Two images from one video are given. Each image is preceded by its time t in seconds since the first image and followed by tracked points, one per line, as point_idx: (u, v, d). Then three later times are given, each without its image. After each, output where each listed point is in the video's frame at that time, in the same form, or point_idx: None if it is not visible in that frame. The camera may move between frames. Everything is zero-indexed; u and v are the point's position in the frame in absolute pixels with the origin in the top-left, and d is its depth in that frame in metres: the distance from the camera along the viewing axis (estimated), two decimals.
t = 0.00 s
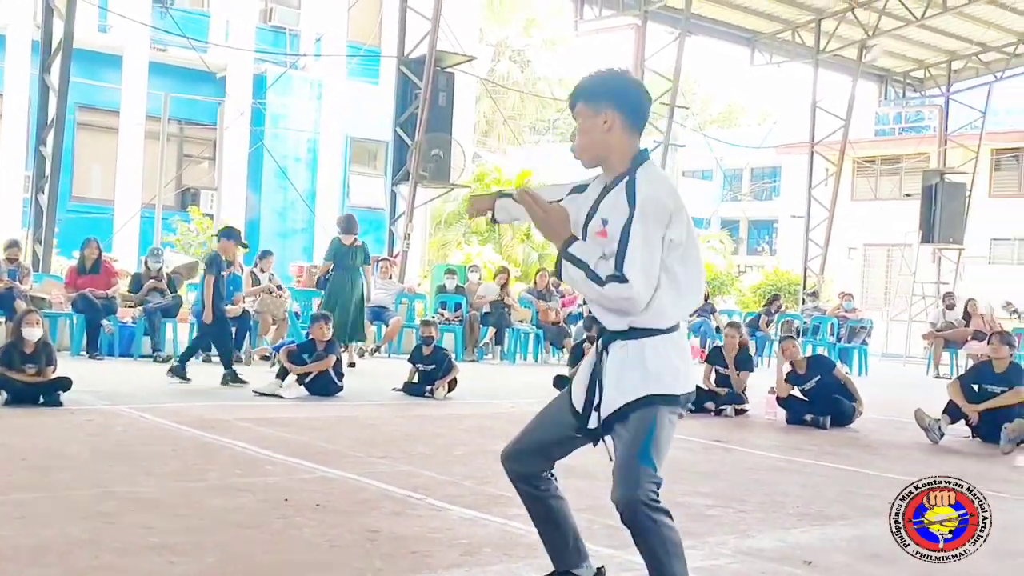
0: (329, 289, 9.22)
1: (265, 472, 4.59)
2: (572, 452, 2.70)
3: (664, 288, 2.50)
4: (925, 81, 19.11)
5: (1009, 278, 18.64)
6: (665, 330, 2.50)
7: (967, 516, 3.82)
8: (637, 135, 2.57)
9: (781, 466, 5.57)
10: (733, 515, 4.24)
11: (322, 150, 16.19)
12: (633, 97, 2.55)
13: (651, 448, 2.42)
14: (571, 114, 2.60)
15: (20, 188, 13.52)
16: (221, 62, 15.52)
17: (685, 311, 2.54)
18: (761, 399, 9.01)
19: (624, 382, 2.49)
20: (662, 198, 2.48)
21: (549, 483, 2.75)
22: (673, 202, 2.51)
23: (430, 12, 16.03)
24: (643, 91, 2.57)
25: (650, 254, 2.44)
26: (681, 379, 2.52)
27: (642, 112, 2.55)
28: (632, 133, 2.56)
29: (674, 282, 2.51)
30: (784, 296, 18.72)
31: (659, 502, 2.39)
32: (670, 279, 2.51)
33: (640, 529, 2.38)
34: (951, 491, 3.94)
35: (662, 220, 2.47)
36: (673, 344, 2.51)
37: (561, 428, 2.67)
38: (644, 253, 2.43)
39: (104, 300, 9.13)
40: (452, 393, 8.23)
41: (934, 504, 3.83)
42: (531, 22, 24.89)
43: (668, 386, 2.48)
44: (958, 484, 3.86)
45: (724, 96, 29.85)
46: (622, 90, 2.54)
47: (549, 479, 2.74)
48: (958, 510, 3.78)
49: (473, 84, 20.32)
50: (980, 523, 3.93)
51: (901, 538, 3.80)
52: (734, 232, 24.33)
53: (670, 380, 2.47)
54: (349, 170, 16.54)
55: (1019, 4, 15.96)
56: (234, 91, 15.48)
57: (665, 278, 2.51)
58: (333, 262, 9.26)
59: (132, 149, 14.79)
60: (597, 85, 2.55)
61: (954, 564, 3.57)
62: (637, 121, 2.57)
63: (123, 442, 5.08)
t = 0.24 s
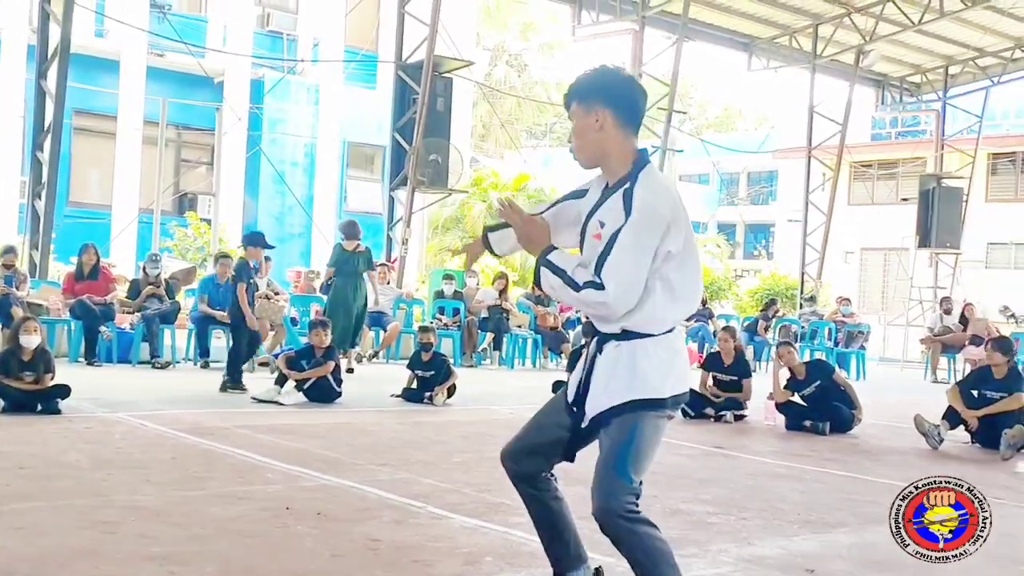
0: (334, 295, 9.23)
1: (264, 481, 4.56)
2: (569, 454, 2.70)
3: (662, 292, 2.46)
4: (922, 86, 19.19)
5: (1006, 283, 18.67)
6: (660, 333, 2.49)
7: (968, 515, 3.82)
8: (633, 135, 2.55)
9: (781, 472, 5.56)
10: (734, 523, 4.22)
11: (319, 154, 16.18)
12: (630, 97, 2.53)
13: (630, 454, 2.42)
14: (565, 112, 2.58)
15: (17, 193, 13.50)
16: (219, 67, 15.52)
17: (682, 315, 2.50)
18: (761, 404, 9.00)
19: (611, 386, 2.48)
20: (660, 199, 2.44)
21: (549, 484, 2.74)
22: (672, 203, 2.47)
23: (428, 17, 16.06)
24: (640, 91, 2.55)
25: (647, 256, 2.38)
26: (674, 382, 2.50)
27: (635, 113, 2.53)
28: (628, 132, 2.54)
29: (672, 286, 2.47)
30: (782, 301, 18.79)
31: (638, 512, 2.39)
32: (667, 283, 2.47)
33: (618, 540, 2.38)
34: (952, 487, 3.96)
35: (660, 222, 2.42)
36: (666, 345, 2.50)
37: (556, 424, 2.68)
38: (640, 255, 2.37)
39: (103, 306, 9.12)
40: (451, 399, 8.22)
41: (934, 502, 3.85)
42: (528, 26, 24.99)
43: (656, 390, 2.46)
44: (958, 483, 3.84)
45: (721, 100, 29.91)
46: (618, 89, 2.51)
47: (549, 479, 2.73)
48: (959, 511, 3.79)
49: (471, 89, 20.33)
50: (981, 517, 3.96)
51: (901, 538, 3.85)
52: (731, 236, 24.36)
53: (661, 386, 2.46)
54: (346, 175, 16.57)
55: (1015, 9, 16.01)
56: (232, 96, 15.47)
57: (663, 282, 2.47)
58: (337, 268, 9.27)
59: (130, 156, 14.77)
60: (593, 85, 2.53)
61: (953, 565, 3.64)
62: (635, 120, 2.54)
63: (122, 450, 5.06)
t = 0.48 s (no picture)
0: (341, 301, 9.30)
1: (278, 490, 4.57)
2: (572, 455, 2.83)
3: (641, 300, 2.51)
4: (926, 91, 19.28)
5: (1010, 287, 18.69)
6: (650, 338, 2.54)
7: (967, 516, 4.05)
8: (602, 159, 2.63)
9: (791, 480, 5.57)
10: (748, 532, 4.22)
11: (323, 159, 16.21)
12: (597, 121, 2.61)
13: (624, 465, 2.43)
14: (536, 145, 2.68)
15: (23, 198, 13.51)
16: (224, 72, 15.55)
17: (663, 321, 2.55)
18: (768, 411, 9.01)
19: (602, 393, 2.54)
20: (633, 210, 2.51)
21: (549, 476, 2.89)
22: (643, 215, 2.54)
23: (433, 22, 16.12)
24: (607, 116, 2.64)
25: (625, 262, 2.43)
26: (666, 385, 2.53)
27: (602, 138, 2.61)
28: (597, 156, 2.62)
29: (651, 294, 2.52)
30: (786, 305, 18.82)
31: (642, 525, 2.39)
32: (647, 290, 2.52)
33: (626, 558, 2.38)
34: (951, 491, 4.23)
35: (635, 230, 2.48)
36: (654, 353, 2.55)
37: (567, 427, 2.80)
38: (620, 261, 2.42)
39: (110, 312, 9.17)
40: (458, 406, 8.22)
41: (934, 504, 4.10)
42: (530, 30, 25.03)
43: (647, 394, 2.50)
44: (956, 486, 4.14)
45: (723, 104, 29.96)
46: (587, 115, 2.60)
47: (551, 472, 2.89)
48: (958, 511, 4.00)
49: (475, 93, 20.37)
50: (980, 522, 4.16)
51: (902, 538, 4.04)
52: (734, 241, 24.38)
53: (645, 392, 2.49)
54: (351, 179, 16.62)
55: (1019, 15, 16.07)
56: (238, 102, 15.39)
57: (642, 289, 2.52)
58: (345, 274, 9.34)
59: (134, 164, 14.69)
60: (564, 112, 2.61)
61: (953, 564, 3.79)
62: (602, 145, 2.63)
63: (134, 459, 5.06)
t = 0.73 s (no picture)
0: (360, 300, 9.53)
1: (304, 491, 4.61)
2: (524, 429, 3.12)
3: (542, 275, 3.01)
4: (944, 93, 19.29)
5: None
6: (575, 309, 3.00)
7: (967, 516, 4.13)
8: (567, 161, 3.09)
9: (812, 482, 5.58)
10: (771, 534, 4.23)
11: (340, 162, 16.28)
12: (566, 129, 3.09)
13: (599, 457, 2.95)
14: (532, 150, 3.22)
15: (44, 202, 13.62)
16: (242, 76, 15.63)
17: (563, 300, 3.01)
18: (786, 413, 9.02)
19: (545, 349, 2.98)
20: (547, 199, 2.98)
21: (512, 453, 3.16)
22: (562, 207, 2.99)
23: (450, 26, 16.19)
24: (578, 129, 3.09)
25: (517, 237, 2.94)
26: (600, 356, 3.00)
27: (572, 146, 3.09)
28: (561, 158, 3.09)
29: (553, 273, 3.00)
30: (802, 307, 18.78)
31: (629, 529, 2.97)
32: (548, 270, 3.01)
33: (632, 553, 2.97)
34: (951, 492, 4.30)
35: (542, 217, 2.97)
36: (594, 324, 3.02)
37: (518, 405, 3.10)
38: (511, 236, 2.94)
39: (132, 315, 9.26)
40: (479, 408, 8.27)
41: (933, 505, 4.20)
42: (545, 32, 25.08)
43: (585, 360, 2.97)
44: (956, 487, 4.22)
45: (738, 105, 29.94)
46: (556, 121, 3.09)
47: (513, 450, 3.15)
48: (958, 511, 4.11)
49: (491, 96, 20.43)
50: (981, 523, 4.22)
51: (902, 538, 4.12)
52: (749, 243, 24.37)
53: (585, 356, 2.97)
54: (368, 182, 16.68)
55: None
56: (255, 105, 15.62)
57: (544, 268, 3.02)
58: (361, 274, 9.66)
59: (154, 165, 14.90)
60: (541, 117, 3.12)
61: (953, 563, 3.85)
62: (571, 150, 3.09)
63: (161, 460, 5.12)
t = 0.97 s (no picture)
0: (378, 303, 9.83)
1: (329, 496, 4.65)
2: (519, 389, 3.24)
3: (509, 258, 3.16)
4: (963, 96, 19.24)
5: None
6: (540, 288, 3.10)
7: (967, 515, 4.24)
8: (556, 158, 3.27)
9: (833, 487, 5.58)
10: (795, 539, 4.23)
11: (357, 167, 16.31)
12: (555, 127, 3.28)
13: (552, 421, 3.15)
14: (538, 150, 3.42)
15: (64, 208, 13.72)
16: (261, 82, 15.72)
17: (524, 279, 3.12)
18: (805, 418, 9.00)
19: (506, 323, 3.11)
20: (514, 185, 3.17)
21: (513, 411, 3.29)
22: (530, 192, 3.15)
23: (467, 31, 16.25)
24: (568, 127, 3.27)
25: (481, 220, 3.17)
26: (568, 344, 3.08)
27: (552, 136, 3.27)
28: (551, 154, 3.28)
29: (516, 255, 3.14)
30: (820, 311, 18.76)
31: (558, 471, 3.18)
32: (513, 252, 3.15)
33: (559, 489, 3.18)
34: (952, 491, 4.40)
35: (508, 202, 3.16)
36: (562, 308, 3.09)
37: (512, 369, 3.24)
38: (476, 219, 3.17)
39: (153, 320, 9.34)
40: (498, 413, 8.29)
41: (933, 504, 4.31)
42: (561, 37, 25.12)
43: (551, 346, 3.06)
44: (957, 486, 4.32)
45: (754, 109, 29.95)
46: (548, 120, 3.29)
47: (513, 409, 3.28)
48: (958, 511, 4.22)
49: (507, 101, 20.48)
50: (981, 523, 4.32)
51: (901, 537, 4.22)
52: (766, 247, 24.31)
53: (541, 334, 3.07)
54: (385, 186, 16.74)
55: None
56: (273, 111, 15.67)
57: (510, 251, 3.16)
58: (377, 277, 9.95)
59: (171, 170, 15.07)
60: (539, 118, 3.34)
61: (951, 563, 3.92)
62: (560, 148, 3.28)
63: (186, 465, 5.16)
